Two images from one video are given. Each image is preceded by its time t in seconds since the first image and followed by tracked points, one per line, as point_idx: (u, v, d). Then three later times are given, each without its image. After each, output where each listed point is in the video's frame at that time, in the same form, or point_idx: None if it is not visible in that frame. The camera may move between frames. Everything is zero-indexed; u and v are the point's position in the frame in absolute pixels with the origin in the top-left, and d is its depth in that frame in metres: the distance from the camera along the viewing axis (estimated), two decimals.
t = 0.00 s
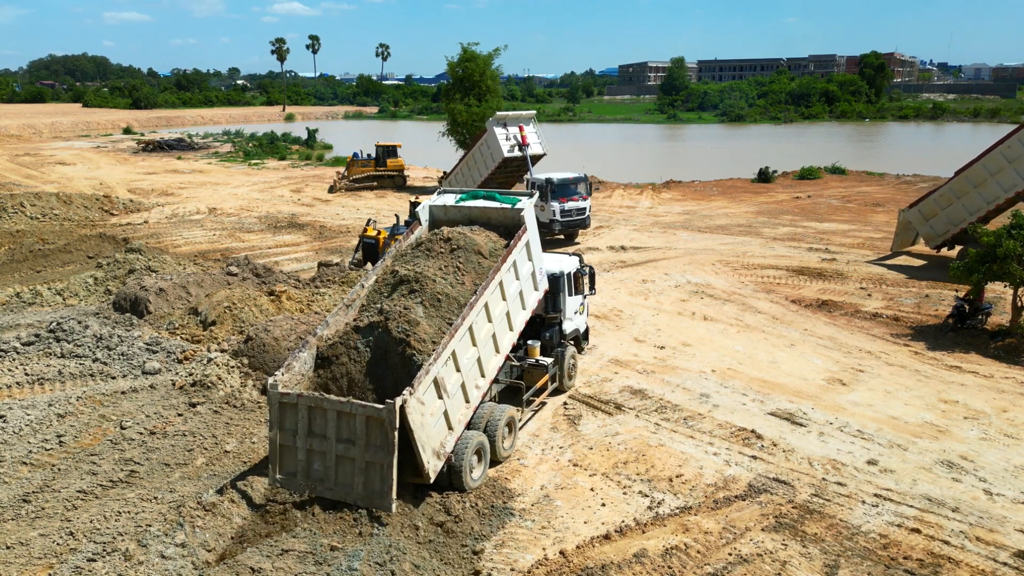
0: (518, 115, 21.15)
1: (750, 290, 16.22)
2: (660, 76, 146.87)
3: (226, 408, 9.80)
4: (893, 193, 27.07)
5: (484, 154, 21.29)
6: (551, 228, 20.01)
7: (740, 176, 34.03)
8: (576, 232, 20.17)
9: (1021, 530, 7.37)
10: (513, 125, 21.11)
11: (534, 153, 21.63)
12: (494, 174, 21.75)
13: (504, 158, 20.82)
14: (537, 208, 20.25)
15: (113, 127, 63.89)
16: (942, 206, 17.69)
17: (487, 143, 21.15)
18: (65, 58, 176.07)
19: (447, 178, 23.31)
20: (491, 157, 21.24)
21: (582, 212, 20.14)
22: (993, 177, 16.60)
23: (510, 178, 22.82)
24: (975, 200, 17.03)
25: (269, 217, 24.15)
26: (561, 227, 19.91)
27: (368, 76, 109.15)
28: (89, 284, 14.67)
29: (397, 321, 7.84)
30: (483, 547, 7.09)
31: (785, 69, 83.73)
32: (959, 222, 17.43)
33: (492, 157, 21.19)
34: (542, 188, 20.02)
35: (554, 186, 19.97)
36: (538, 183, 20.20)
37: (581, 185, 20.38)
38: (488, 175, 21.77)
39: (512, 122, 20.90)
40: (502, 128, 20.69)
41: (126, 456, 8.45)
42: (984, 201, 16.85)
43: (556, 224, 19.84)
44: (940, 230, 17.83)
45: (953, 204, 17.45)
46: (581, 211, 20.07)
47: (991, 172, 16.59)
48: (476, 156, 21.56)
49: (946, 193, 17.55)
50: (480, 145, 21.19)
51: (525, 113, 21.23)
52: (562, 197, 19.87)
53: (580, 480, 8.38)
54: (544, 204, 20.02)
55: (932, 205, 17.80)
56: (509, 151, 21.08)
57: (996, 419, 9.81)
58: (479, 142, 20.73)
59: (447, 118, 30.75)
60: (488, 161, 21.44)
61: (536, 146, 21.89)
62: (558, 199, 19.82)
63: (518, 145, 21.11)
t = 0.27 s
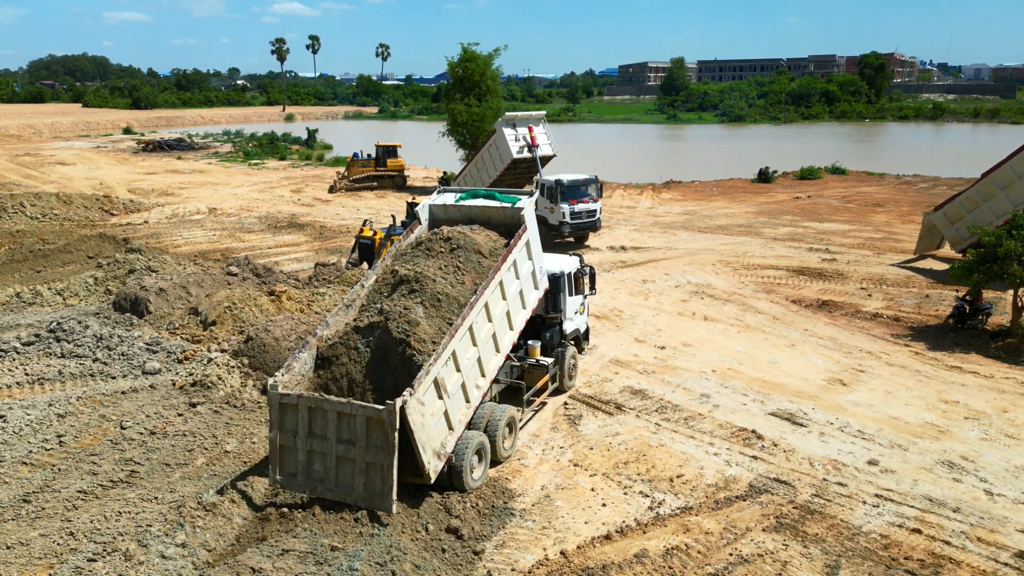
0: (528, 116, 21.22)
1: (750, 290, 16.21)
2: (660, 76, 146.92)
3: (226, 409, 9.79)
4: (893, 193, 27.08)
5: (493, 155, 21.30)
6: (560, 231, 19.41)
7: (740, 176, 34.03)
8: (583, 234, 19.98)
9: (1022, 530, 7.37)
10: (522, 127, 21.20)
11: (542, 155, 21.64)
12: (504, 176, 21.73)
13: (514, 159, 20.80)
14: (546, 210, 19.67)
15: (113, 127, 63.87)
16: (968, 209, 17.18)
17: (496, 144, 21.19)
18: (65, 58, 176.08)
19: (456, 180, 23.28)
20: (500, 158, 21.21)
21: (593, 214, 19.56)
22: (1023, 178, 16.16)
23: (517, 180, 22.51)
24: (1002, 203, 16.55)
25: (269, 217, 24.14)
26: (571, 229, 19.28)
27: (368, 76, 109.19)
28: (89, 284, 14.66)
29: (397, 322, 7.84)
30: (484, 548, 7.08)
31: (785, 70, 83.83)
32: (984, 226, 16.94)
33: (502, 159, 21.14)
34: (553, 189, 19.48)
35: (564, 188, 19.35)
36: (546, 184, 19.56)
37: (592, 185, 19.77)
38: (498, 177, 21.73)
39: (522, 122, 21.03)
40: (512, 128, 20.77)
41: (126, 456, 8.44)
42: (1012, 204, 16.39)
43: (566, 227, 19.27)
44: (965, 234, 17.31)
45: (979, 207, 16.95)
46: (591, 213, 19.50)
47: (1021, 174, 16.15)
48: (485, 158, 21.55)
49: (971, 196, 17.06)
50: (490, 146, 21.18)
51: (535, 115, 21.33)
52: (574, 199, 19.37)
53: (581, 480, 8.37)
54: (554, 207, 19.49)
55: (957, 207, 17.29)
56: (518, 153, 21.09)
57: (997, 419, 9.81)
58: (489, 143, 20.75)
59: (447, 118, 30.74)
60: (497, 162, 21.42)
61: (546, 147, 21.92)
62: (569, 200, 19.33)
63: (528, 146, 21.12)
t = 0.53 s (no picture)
0: (537, 117, 21.07)
1: (751, 290, 16.21)
2: (660, 76, 146.92)
3: (226, 408, 9.79)
4: (893, 193, 27.08)
5: (502, 157, 20.98)
6: (570, 233, 19.37)
7: (740, 176, 34.03)
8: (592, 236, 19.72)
9: (1022, 530, 7.37)
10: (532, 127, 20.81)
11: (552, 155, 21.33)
12: (513, 177, 21.39)
13: (523, 160, 20.42)
14: (556, 212, 19.68)
15: (113, 127, 63.85)
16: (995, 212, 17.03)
17: (505, 145, 20.82)
18: (65, 58, 176.07)
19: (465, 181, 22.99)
20: (509, 159, 20.90)
21: (603, 216, 19.50)
22: None
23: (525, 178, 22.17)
24: None
25: (269, 217, 24.12)
26: (581, 231, 19.26)
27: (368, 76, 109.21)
28: (89, 284, 14.66)
29: (397, 322, 7.84)
30: (484, 548, 7.08)
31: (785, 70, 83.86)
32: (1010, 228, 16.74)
33: (511, 159, 20.82)
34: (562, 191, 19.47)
35: (574, 189, 19.30)
36: (557, 185, 19.59)
37: (603, 188, 19.73)
38: (506, 179, 21.42)
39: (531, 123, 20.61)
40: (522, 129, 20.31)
41: (126, 456, 8.44)
42: None
43: (575, 229, 19.24)
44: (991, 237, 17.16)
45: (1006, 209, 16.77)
46: (601, 215, 19.45)
47: None
48: (494, 159, 21.23)
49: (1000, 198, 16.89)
50: (499, 146, 20.89)
51: (544, 115, 20.97)
52: (582, 200, 19.35)
53: (581, 480, 8.37)
54: (563, 208, 19.49)
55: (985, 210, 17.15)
56: (528, 153, 20.79)
57: (997, 419, 9.81)
58: (497, 145, 20.38)
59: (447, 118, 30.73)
60: (506, 163, 21.16)
61: (556, 148, 21.74)
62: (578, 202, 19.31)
63: (536, 147, 20.94)
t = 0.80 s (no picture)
0: (547, 117, 20.46)
1: (751, 290, 16.21)
2: (660, 76, 146.89)
3: (226, 408, 9.79)
4: (893, 193, 27.07)
5: (510, 157, 20.57)
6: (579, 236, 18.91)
7: (740, 176, 34.02)
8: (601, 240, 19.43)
9: (1023, 530, 7.36)
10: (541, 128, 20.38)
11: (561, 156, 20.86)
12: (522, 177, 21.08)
13: (531, 161, 20.11)
14: (566, 215, 19.22)
15: (113, 126, 63.84)
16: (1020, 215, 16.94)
17: (513, 146, 20.43)
18: (64, 58, 176.10)
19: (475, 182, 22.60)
20: (518, 160, 20.50)
21: (613, 218, 19.11)
22: None
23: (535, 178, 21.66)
24: None
25: (269, 217, 24.10)
26: (591, 234, 18.77)
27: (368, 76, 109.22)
28: (89, 284, 14.66)
29: (397, 322, 7.83)
30: (484, 547, 7.07)
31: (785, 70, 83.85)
32: None
33: (519, 160, 20.43)
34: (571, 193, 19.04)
35: (584, 192, 18.81)
36: (566, 188, 19.13)
37: (613, 190, 19.31)
38: (514, 179, 20.99)
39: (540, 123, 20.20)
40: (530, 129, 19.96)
41: (126, 456, 8.43)
42: None
43: (585, 232, 18.75)
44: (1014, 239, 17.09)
45: None
46: (611, 218, 19.04)
47: None
48: (502, 160, 20.84)
49: None
50: (508, 147, 20.49)
51: (554, 116, 20.53)
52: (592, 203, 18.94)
53: (581, 480, 8.37)
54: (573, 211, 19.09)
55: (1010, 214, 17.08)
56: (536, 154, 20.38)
57: (997, 419, 9.80)
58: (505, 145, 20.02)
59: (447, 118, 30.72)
60: (514, 164, 20.71)
61: (565, 149, 21.15)
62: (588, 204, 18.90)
63: (546, 147, 20.40)
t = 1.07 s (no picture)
0: (556, 117, 19.76)
1: (751, 290, 16.21)
2: (660, 76, 146.90)
3: (227, 408, 9.79)
4: (893, 193, 27.07)
5: (518, 159, 19.90)
6: (590, 239, 18.50)
7: (740, 176, 34.03)
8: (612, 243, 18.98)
9: (1022, 530, 7.37)
10: (550, 128, 19.68)
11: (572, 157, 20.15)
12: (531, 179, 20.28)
13: (540, 162, 19.38)
14: (575, 217, 18.74)
15: (113, 126, 63.82)
16: None
17: (522, 146, 19.73)
18: (65, 58, 176.22)
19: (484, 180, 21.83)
20: (526, 161, 19.76)
21: (624, 220, 18.69)
22: None
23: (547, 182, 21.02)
24: None
25: (269, 217, 24.08)
26: (601, 237, 18.41)
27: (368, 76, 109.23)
28: (89, 283, 14.67)
29: (396, 321, 7.83)
30: (484, 547, 7.07)
31: (785, 70, 83.90)
32: None
33: (528, 162, 19.69)
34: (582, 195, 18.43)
35: (594, 194, 18.32)
36: (575, 189, 18.56)
37: (623, 191, 18.80)
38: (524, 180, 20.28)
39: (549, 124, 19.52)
40: (538, 130, 19.28)
41: (127, 456, 8.43)
42: None
43: (595, 234, 18.36)
44: None
45: None
46: (622, 220, 18.62)
47: None
48: (511, 161, 20.15)
49: None
50: (515, 148, 19.77)
51: (563, 116, 19.82)
52: (603, 205, 18.36)
53: (581, 480, 8.37)
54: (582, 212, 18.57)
55: None
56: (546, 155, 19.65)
57: (997, 419, 9.80)
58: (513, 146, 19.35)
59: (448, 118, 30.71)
60: (522, 166, 19.97)
61: (575, 150, 20.43)
62: (599, 207, 18.33)
63: (555, 148, 19.67)
